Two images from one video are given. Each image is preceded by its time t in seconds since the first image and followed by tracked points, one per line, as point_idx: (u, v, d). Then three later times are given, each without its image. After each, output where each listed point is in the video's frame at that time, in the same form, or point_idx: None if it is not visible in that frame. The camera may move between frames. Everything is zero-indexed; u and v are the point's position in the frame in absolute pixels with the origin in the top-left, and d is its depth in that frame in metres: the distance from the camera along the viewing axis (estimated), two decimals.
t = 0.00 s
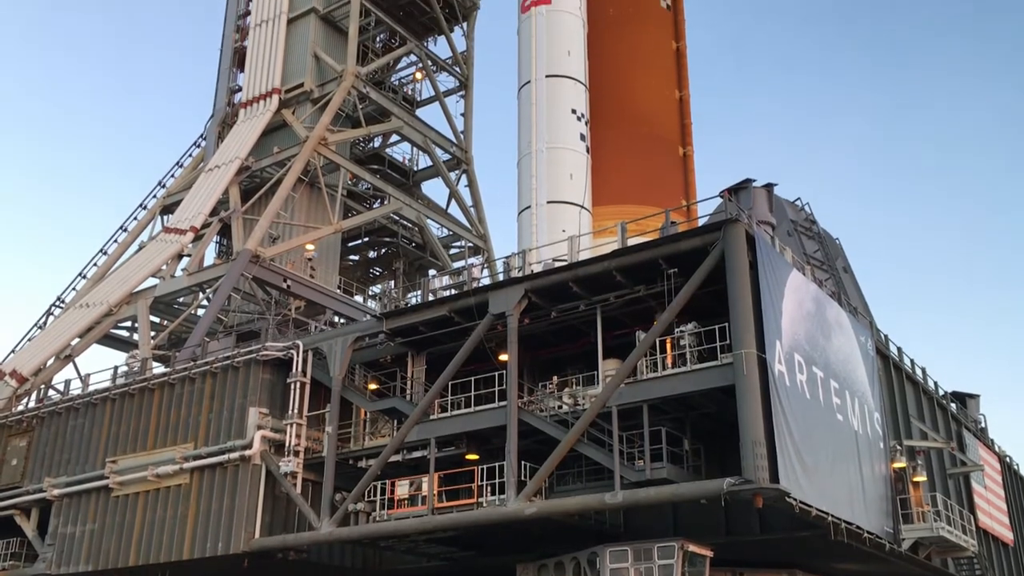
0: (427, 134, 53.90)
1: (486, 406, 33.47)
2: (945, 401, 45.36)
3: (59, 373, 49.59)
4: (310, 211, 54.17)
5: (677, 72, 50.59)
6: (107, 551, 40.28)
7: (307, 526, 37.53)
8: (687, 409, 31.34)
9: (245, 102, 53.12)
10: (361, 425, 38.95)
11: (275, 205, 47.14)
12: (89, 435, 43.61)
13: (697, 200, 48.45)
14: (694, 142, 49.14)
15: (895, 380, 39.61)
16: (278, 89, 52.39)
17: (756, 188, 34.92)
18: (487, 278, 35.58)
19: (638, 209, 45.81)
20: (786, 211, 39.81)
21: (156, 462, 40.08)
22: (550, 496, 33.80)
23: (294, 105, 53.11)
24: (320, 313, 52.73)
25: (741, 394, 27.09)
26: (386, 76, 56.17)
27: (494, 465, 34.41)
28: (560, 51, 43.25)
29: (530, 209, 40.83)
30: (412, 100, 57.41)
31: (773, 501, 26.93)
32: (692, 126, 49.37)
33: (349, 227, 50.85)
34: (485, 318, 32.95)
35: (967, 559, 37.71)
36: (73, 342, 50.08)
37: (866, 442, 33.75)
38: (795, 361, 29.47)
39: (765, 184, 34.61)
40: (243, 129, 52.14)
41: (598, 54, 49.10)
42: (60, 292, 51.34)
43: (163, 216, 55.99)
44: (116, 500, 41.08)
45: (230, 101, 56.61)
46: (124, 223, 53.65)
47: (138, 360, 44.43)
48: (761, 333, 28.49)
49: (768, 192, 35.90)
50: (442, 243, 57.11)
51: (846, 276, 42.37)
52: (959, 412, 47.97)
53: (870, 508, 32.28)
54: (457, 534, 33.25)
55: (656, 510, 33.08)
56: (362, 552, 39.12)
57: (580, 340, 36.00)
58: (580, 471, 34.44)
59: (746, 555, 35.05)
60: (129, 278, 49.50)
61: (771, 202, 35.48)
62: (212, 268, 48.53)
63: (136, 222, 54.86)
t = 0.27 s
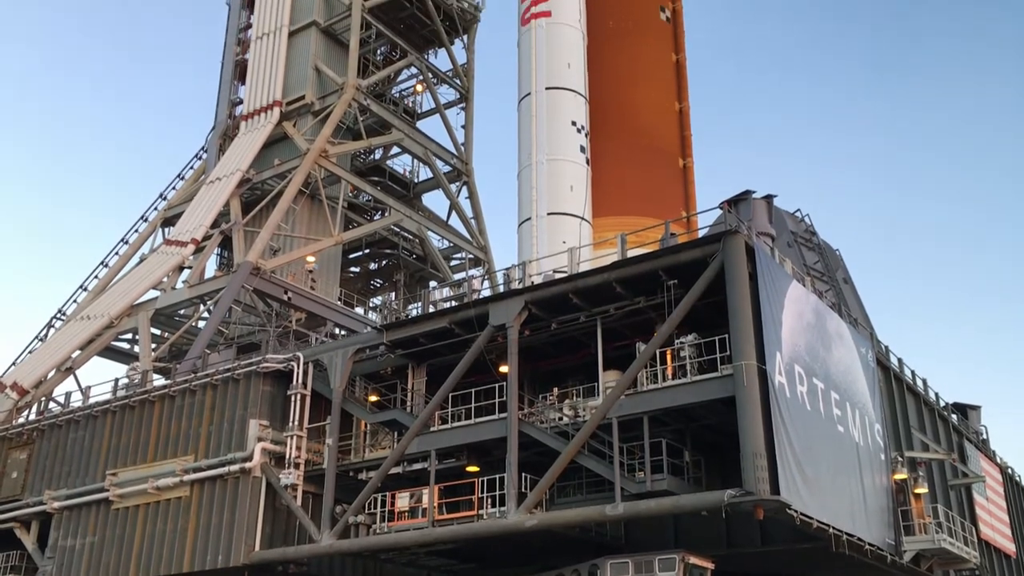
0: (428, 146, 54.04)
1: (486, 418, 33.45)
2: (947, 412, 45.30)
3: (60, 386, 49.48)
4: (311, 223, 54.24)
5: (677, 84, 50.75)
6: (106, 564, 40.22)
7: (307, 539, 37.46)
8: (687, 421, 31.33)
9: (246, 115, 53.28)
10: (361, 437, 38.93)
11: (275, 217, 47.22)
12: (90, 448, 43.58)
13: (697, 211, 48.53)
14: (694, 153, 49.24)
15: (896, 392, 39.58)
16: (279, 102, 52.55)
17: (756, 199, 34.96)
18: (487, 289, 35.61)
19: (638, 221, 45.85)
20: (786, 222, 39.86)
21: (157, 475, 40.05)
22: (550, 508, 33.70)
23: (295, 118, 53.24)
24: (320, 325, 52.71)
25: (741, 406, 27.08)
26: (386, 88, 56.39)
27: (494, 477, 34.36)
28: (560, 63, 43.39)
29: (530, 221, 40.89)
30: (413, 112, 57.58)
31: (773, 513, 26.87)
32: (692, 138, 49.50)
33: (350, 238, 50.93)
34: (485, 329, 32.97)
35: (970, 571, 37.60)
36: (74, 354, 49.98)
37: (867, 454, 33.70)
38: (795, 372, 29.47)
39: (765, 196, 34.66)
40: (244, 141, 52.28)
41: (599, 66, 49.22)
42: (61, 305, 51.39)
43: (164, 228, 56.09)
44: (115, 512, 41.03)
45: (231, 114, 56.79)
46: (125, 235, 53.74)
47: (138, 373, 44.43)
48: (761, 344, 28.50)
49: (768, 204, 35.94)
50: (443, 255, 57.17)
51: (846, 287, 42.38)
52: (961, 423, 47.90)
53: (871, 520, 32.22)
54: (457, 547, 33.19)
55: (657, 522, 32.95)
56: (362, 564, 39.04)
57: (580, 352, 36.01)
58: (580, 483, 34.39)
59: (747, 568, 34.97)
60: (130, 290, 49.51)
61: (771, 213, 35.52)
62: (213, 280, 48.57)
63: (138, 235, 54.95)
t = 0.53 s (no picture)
0: (428, 157, 54.15)
1: (486, 429, 33.43)
2: (948, 422, 45.23)
3: (60, 397, 49.31)
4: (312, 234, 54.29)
5: (677, 95, 50.83)
6: None
7: (307, 551, 37.36)
8: (688, 431, 31.31)
9: (246, 126, 53.39)
10: (361, 448, 38.91)
11: (275, 229, 47.27)
12: (90, 459, 43.54)
13: (697, 221, 48.54)
14: (694, 164, 49.29)
15: (897, 402, 39.54)
16: (279, 113, 52.66)
17: (755, 210, 34.92)
18: (487, 300, 35.63)
19: (638, 231, 45.88)
20: (786, 233, 39.88)
21: (157, 486, 40.01)
22: (551, 519, 33.75)
23: (296, 129, 53.31)
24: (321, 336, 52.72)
25: (742, 416, 27.06)
26: (387, 99, 56.54)
27: (495, 488, 34.33)
28: (560, 74, 43.48)
29: (531, 231, 40.93)
30: (413, 123, 57.68)
31: (774, 524, 26.81)
32: (692, 148, 49.57)
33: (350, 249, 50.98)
34: (485, 340, 32.97)
35: None
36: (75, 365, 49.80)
37: (868, 464, 33.62)
38: (796, 383, 29.45)
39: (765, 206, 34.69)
40: (244, 153, 52.38)
41: (599, 76, 49.31)
42: (62, 316, 51.39)
43: (165, 239, 56.16)
44: (115, 524, 40.96)
45: (232, 125, 56.92)
46: (125, 246, 53.79)
47: (139, 384, 44.42)
48: (761, 354, 28.48)
49: (768, 214, 35.97)
50: (443, 266, 57.21)
51: (847, 297, 42.38)
52: (963, 433, 47.82)
53: (872, 531, 32.14)
54: (457, 558, 33.12)
55: (657, 533, 32.91)
56: None
57: (580, 362, 36.01)
58: (580, 493, 34.35)
59: None
60: (131, 302, 49.48)
61: (770, 224, 35.51)
62: (213, 291, 48.58)
63: (138, 246, 55.01)
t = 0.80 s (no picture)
0: (428, 167, 54.27)
1: (486, 440, 33.43)
2: (949, 432, 45.19)
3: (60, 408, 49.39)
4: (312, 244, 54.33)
5: (677, 105, 50.93)
6: None
7: (307, 561, 37.30)
8: (688, 441, 31.30)
9: (247, 137, 53.54)
10: (361, 459, 38.91)
11: (276, 239, 47.33)
12: (90, 471, 43.53)
13: (696, 231, 48.59)
14: (693, 174, 49.36)
15: (897, 411, 39.53)
16: (280, 125, 52.82)
17: (755, 220, 34.94)
18: (487, 311, 35.68)
19: (638, 241, 45.93)
20: (786, 242, 39.92)
21: (156, 497, 39.99)
22: (552, 530, 33.74)
23: (297, 140, 53.44)
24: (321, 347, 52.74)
25: (742, 427, 27.06)
26: (387, 110, 56.69)
27: (495, 499, 34.32)
28: (559, 85, 43.62)
29: (530, 242, 40.99)
30: (413, 134, 57.79)
31: (774, 534, 26.78)
32: (692, 159, 49.64)
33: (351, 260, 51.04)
34: (485, 351, 32.99)
35: None
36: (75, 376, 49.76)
37: (868, 474, 33.60)
38: (796, 393, 29.45)
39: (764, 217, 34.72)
40: (245, 164, 52.51)
41: (599, 87, 49.43)
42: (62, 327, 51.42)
43: (165, 250, 56.25)
44: (115, 536, 40.94)
45: (232, 137, 57.07)
46: (126, 257, 53.86)
47: (139, 395, 44.43)
48: (761, 365, 28.49)
49: (767, 224, 36.01)
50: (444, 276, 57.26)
51: (847, 307, 42.42)
52: (963, 443, 47.78)
53: (873, 541, 32.09)
54: (457, 569, 33.11)
55: (657, 544, 32.87)
56: None
57: (580, 373, 36.03)
58: (580, 504, 34.31)
59: None
60: (131, 313, 49.51)
61: (770, 233, 35.53)
62: (213, 302, 48.61)
63: (139, 257, 55.09)
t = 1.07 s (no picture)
0: (428, 179, 54.37)
1: (485, 451, 33.38)
2: (949, 444, 45.12)
3: (60, 419, 48.93)
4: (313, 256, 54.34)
5: (677, 117, 51.00)
6: None
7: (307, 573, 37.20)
8: (688, 453, 31.26)
9: (248, 149, 53.64)
10: (360, 470, 38.84)
11: (276, 251, 47.37)
12: (89, 482, 43.46)
13: (696, 242, 48.61)
14: (693, 185, 49.43)
15: (897, 423, 39.48)
16: (280, 136, 52.95)
17: (754, 231, 34.95)
18: (487, 322, 35.68)
19: (638, 252, 45.96)
20: (786, 254, 39.93)
21: (155, 509, 39.93)
22: (551, 541, 33.69)
23: (297, 151, 53.53)
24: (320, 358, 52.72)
25: (741, 438, 27.03)
26: (387, 122, 56.83)
27: (494, 510, 34.27)
28: (559, 97, 43.72)
29: (530, 253, 41.02)
30: (414, 145, 57.89)
31: (774, 546, 26.71)
32: (692, 170, 49.69)
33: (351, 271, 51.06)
34: (484, 362, 32.98)
35: None
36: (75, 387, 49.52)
37: (869, 486, 33.53)
38: (795, 405, 29.42)
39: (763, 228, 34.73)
40: (245, 175, 52.60)
41: (599, 99, 49.52)
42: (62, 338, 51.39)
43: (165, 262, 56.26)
44: (114, 547, 40.85)
45: (233, 148, 57.19)
46: (126, 268, 53.89)
47: (139, 406, 44.40)
48: (760, 377, 28.47)
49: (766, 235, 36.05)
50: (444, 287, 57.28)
51: (847, 318, 42.42)
52: (964, 454, 47.71)
53: (873, 552, 32.02)
54: None
55: (657, 555, 32.79)
56: None
57: (580, 384, 36.01)
58: (580, 515, 34.24)
59: None
60: (131, 324, 49.48)
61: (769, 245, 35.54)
62: (213, 313, 48.60)
63: (139, 268, 55.09)
